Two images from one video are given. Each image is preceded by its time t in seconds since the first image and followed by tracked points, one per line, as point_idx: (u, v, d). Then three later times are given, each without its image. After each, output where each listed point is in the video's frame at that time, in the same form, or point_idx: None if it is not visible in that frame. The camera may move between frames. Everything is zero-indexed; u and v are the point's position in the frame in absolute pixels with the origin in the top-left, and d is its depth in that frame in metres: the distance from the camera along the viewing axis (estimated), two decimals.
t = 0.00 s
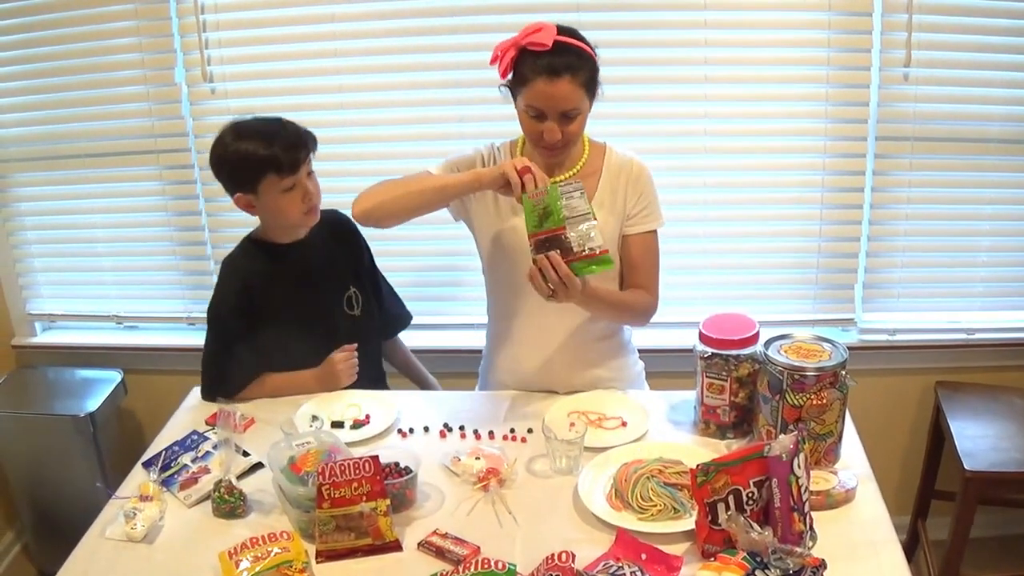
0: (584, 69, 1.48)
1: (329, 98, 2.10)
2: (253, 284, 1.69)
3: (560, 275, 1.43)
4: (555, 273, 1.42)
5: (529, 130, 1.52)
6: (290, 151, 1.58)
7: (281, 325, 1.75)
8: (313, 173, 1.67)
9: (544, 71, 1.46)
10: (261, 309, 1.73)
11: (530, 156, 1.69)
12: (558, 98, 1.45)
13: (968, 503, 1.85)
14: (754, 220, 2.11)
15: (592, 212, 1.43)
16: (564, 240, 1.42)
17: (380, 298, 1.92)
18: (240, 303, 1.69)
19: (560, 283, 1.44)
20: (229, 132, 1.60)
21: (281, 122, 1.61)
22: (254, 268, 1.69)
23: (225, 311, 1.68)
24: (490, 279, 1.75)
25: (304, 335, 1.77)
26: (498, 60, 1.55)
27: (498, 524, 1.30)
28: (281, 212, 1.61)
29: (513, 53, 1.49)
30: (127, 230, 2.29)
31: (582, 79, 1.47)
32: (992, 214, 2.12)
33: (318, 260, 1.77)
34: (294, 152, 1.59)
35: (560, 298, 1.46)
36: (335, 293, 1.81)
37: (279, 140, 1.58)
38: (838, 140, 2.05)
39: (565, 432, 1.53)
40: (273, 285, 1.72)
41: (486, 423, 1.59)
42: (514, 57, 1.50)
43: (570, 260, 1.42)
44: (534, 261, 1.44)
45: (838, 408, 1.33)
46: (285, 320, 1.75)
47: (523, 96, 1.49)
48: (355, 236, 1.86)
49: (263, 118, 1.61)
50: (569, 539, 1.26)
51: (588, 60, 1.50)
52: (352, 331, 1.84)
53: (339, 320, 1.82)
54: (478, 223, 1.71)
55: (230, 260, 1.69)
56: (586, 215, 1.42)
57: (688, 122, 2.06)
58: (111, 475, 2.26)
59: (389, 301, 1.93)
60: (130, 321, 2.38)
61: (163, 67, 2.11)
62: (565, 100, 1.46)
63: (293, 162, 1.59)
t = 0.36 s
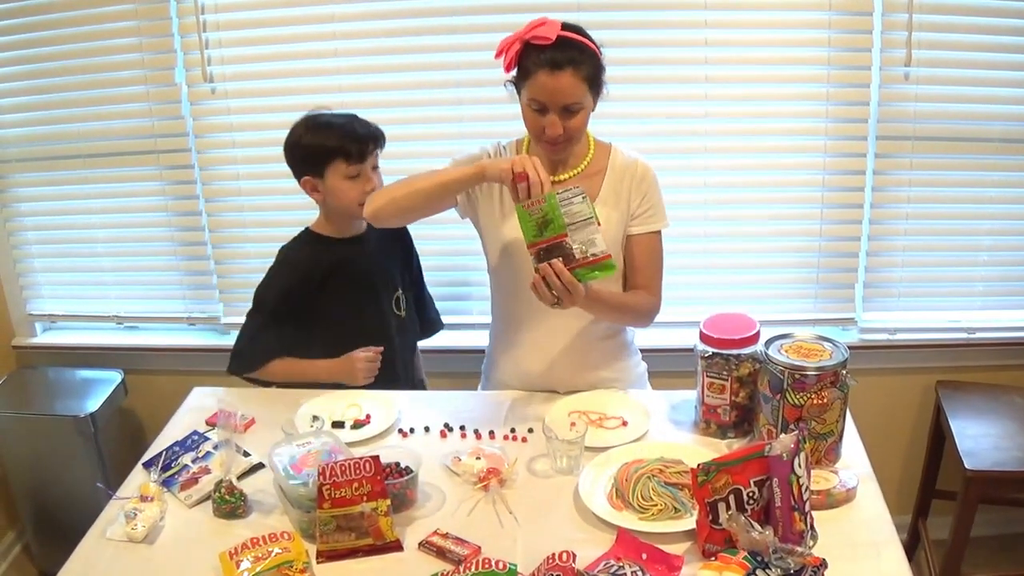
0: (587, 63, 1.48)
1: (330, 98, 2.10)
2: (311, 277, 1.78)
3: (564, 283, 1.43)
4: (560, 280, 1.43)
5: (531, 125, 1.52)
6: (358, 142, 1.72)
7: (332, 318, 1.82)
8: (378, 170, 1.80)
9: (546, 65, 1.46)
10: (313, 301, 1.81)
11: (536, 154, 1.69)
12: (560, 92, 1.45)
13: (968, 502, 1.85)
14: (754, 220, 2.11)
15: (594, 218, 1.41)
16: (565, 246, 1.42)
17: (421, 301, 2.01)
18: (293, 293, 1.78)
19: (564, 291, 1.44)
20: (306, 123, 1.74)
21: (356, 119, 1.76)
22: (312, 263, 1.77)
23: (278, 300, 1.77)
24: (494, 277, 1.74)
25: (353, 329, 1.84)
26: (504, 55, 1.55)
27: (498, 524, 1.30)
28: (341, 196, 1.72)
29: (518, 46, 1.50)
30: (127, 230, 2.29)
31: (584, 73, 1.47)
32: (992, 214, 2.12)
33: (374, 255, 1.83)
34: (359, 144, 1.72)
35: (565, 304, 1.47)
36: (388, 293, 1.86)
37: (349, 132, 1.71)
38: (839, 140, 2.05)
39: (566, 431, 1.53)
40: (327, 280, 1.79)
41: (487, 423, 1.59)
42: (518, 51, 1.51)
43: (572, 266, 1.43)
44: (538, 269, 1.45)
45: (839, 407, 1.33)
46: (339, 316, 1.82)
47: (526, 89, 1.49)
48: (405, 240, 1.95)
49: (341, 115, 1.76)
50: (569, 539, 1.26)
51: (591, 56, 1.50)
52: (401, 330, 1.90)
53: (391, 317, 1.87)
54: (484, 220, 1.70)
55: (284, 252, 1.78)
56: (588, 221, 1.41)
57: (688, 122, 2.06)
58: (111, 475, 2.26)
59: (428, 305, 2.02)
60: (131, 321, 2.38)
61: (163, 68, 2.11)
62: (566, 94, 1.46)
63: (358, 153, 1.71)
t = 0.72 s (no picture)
0: (595, 60, 1.50)
1: (329, 97, 2.10)
2: (319, 272, 1.85)
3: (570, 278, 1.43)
4: (566, 275, 1.43)
5: (535, 119, 1.52)
6: (360, 149, 1.75)
7: (342, 314, 1.89)
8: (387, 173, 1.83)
9: (555, 58, 1.47)
10: (323, 297, 1.88)
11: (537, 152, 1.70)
12: (569, 85, 1.46)
13: (967, 502, 1.85)
14: (754, 220, 2.11)
15: (591, 210, 1.42)
16: (569, 241, 1.42)
17: (433, 299, 2.05)
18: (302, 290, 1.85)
19: (572, 286, 1.44)
20: (320, 122, 1.79)
21: (367, 123, 1.79)
22: (320, 259, 1.84)
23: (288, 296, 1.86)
24: (494, 277, 1.74)
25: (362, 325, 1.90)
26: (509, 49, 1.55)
27: (498, 523, 1.30)
28: (343, 200, 1.78)
29: (527, 40, 1.50)
30: (126, 229, 2.29)
31: (591, 70, 1.48)
32: (991, 213, 2.12)
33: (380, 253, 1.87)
34: (363, 153, 1.75)
35: (571, 300, 1.47)
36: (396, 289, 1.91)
37: (355, 139, 1.75)
38: (838, 139, 2.05)
39: (565, 431, 1.53)
40: (336, 276, 1.85)
41: (486, 423, 1.59)
42: (526, 45, 1.51)
43: (577, 260, 1.43)
44: (542, 266, 1.45)
45: (838, 406, 1.33)
46: (348, 310, 1.88)
47: (533, 82, 1.49)
48: (421, 240, 1.97)
49: (355, 117, 1.79)
50: (569, 538, 1.27)
51: (598, 53, 1.51)
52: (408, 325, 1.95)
53: (398, 313, 1.92)
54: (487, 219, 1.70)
55: (296, 248, 1.86)
56: (586, 213, 1.42)
57: (687, 122, 2.06)
58: (110, 474, 2.26)
59: (440, 303, 2.06)
60: (130, 320, 2.38)
61: (162, 66, 2.10)
62: (575, 88, 1.46)
63: (360, 162, 1.75)
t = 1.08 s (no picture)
0: (584, 38, 1.53)
1: (323, 96, 2.10)
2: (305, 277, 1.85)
3: (561, 284, 1.43)
4: (554, 282, 1.42)
5: (527, 101, 1.53)
6: (335, 194, 1.71)
7: (332, 322, 1.89)
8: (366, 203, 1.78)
9: (544, 35, 1.51)
10: (313, 306, 1.88)
11: (530, 153, 1.70)
12: (559, 58, 1.49)
13: (960, 501, 1.86)
14: (747, 219, 2.11)
15: (580, 217, 1.42)
16: (557, 248, 1.42)
17: (429, 298, 2.02)
18: (290, 301, 1.86)
19: (561, 293, 1.44)
20: (301, 152, 1.74)
21: (341, 162, 1.73)
22: (305, 264, 1.84)
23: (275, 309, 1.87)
24: (487, 277, 1.75)
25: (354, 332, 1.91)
26: (498, 42, 1.58)
27: (491, 523, 1.30)
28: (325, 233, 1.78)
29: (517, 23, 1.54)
30: (119, 229, 2.29)
31: (580, 45, 1.51)
32: (984, 213, 2.12)
33: (366, 260, 1.87)
34: (342, 195, 1.72)
35: (562, 307, 1.46)
36: (383, 293, 1.90)
37: (335, 179, 1.71)
38: (831, 139, 2.05)
39: (558, 430, 1.53)
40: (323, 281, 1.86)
41: (480, 422, 1.59)
42: (517, 29, 1.54)
43: (566, 267, 1.43)
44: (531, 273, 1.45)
45: (831, 406, 1.33)
46: (336, 314, 1.89)
47: (525, 61, 1.52)
48: (410, 240, 1.95)
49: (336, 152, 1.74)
50: (562, 538, 1.26)
51: (587, 34, 1.55)
52: (399, 328, 1.95)
53: (386, 316, 1.92)
54: (479, 220, 1.70)
55: (284, 253, 1.86)
56: (574, 220, 1.42)
57: (681, 122, 2.06)
58: (103, 474, 2.25)
59: (436, 301, 2.03)
60: (123, 320, 2.37)
61: (156, 66, 2.10)
62: (565, 61, 1.49)
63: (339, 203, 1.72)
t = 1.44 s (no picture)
0: (566, 23, 1.54)
1: (317, 95, 2.09)
2: (294, 277, 1.86)
3: (567, 301, 1.44)
4: (559, 299, 1.43)
5: (516, 89, 1.52)
6: (316, 198, 1.70)
7: (322, 321, 1.90)
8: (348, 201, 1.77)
9: (526, 24, 1.53)
10: (304, 305, 1.89)
11: (526, 151, 1.70)
12: (541, 41, 1.50)
13: (955, 499, 1.86)
14: (743, 217, 2.12)
15: (585, 232, 1.40)
16: (562, 264, 1.41)
17: (426, 300, 2.00)
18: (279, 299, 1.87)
19: (564, 308, 1.44)
20: (279, 157, 1.74)
21: (319, 163, 1.72)
22: (293, 263, 1.85)
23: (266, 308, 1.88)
24: (484, 278, 1.75)
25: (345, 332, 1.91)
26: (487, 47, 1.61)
27: (486, 522, 1.30)
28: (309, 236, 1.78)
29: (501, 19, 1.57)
30: (114, 227, 2.28)
31: (562, 29, 1.52)
32: (979, 211, 2.12)
33: (355, 259, 1.87)
34: (321, 196, 1.70)
35: (566, 319, 1.47)
36: (374, 293, 1.90)
37: (314, 180, 1.70)
38: (826, 137, 2.05)
39: (552, 429, 1.53)
40: (312, 280, 1.87)
41: (475, 420, 1.59)
42: (501, 26, 1.57)
43: (571, 282, 1.42)
44: (536, 289, 1.45)
45: (826, 404, 1.33)
46: (327, 314, 1.89)
47: (511, 50, 1.53)
48: (403, 238, 1.93)
49: (315, 154, 1.74)
50: (558, 536, 1.26)
51: (570, 21, 1.56)
52: (390, 328, 1.94)
53: (377, 316, 1.92)
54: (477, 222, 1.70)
55: (274, 253, 1.88)
56: (580, 235, 1.40)
57: (676, 120, 2.06)
58: (99, 473, 2.25)
59: (433, 302, 2.01)
60: (117, 319, 2.37)
61: (150, 64, 2.09)
62: (547, 43, 1.50)
63: (320, 204, 1.71)
